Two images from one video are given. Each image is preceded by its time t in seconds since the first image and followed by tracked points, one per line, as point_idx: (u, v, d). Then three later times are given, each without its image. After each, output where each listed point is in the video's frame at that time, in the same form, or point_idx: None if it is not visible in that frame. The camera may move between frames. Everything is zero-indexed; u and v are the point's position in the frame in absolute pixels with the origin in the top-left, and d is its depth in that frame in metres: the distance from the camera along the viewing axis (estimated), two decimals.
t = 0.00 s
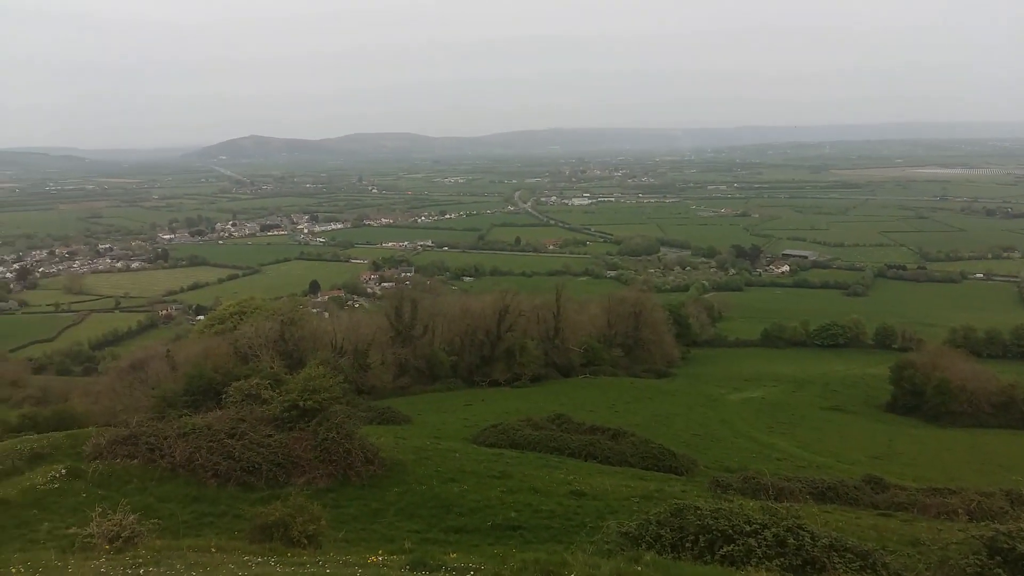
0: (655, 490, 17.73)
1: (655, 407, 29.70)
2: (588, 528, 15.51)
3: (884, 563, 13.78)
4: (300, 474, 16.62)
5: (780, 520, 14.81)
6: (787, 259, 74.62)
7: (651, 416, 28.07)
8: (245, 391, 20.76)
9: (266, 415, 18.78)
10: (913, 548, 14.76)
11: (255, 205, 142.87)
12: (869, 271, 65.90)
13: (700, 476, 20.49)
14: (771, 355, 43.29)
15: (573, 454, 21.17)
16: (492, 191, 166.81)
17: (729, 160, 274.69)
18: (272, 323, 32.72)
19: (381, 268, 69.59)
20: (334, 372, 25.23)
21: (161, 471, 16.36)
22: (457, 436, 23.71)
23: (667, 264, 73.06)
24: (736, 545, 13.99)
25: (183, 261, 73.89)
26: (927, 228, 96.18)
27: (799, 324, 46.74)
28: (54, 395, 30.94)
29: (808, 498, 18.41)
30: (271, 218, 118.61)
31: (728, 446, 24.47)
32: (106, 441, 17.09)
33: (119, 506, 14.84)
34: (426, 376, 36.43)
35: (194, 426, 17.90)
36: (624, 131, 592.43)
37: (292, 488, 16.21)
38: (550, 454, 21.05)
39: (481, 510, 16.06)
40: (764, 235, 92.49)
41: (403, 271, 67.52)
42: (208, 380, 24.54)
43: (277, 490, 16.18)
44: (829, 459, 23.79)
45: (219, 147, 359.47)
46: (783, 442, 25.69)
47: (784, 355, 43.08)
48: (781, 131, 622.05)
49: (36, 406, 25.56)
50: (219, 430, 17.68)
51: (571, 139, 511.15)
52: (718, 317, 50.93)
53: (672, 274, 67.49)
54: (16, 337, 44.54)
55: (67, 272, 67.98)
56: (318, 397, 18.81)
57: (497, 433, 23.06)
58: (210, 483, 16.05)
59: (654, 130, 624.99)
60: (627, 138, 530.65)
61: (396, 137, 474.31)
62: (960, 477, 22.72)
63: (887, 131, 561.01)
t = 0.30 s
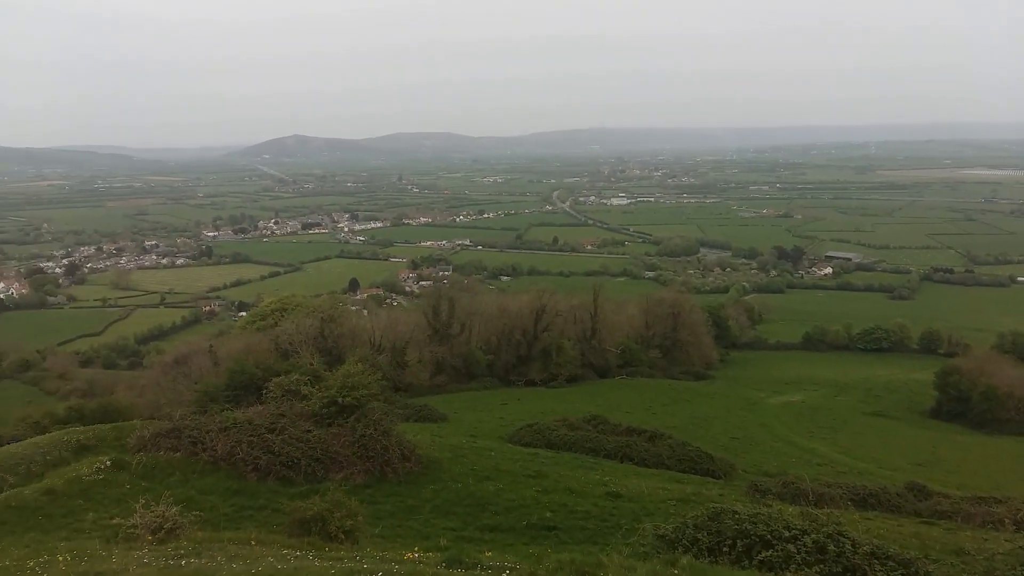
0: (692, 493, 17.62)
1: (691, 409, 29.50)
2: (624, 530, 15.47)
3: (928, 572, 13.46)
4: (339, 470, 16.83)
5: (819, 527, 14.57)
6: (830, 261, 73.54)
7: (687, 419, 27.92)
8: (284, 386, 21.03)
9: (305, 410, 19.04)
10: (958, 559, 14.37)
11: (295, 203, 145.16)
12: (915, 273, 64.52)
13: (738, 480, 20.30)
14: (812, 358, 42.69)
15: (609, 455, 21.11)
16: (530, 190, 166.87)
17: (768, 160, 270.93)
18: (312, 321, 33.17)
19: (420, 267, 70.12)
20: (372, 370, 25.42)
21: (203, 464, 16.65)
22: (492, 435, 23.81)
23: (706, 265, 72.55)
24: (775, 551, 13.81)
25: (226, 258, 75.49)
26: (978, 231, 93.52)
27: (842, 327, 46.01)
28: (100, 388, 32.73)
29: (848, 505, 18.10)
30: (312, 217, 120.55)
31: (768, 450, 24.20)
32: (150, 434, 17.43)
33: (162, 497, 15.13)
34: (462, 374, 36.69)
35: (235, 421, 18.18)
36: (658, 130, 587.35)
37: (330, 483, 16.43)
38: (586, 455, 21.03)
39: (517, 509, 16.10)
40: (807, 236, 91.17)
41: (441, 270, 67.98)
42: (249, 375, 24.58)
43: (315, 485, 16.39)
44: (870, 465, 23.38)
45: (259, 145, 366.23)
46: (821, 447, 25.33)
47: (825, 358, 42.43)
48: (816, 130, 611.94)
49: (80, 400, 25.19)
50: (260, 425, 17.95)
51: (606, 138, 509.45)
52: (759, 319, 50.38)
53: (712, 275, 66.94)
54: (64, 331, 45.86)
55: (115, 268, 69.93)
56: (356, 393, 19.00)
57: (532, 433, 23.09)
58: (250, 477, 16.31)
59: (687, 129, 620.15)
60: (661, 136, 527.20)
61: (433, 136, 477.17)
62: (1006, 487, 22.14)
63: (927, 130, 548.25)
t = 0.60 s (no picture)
0: (725, 495, 17.49)
1: (723, 410, 29.30)
2: (655, 530, 15.41)
3: None
4: (371, 463, 17.00)
5: (855, 531, 14.30)
6: (869, 262, 72.44)
7: (720, 420, 27.73)
8: (319, 379, 21.28)
9: (339, 404, 19.26)
10: (1000, 569, 13.98)
11: (331, 199, 147.18)
12: (957, 276, 63.17)
13: (772, 483, 20.09)
14: (848, 360, 42.12)
15: (641, 455, 21.04)
16: (565, 188, 166.68)
17: (805, 159, 266.85)
18: (346, 316, 33.03)
19: (453, 263, 70.43)
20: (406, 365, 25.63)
21: (238, 454, 16.89)
22: (523, 432, 23.88)
23: (742, 265, 72.00)
24: (809, 555, 13.57)
25: (263, 253, 76.78)
26: None
27: (881, 330, 45.31)
28: (138, 378, 34.62)
29: (885, 510, 17.77)
30: (348, 213, 122.07)
31: (802, 453, 23.94)
32: (187, 424, 17.72)
33: (199, 487, 15.40)
34: (495, 371, 36.85)
35: (271, 413, 18.43)
36: (687, 129, 581.58)
37: (362, 476, 16.59)
38: (618, 454, 21.00)
39: (547, 507, 16.12)
40: (846, 236, 89.78)
41: (474, 267, 68.30)
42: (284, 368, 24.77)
43: (349, 478, 16.56)
44: (907, 470, 22.97)
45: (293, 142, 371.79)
46: (856, 450, 24.98)
47: (862, 361, 41.82)
48: (848, 130, 602.33)
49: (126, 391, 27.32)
50: (295, 417, 18.18)
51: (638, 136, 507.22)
52: (795, 320, 49.87)
53: (748, 275, 66.37)
54: (106, 323, 47.09)
55: (156, 262, 71.56)
56: (390, 388, 19.18)
57: (563, 431, 23.11)
58: (285, 469, 16.53)
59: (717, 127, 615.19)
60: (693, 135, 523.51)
61: (466, 134, 479.06)
62: None
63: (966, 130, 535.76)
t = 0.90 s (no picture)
0: (763, 499, 17.32)
1: (759, 412, 29.02)
2: (691, 533, 15.34)
3: None
4: (407, 459, 17.15)
5: (895, 539, 13.99)
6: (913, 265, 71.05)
7: (758, 423, 27.48)
8: (356, 375, 21.52)
9: (376, 399, 19.44)
10: None
11: (369, 197, 149.16)
12: (1006, 280, 61.43)
13: (810, 487, 19.82)
14: (890, 365, 41.33)
15: (677, 457, 20.92)
16: (601, 187, 165.89)
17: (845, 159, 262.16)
18: (383, 312, 33.58)
19: (489, 262, 70.70)
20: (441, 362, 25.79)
21: (277, 447, 17.13)
22: (557, 431, 23.88)
23: (781, 266, 71.35)
24: (848, 560, 13.30)
25: (302, 250, 77.88)
26: None
27: (926, 333, 44.29)
28: (179, 372, 35.26)
29: (927, 519, 17.41)
30: (385, 211, 123.49)
31: (841, 458, 23.59)
32: (227, 417, 18.00)
33: (238, 479, 15.66)
34: (529, 370, 36.99)
35: (308, 407, 18.66)
36: (719, 129, 576.32)
37: (398, 472, 16.74)
38: (653, 456, 20.88)
39: (582, 506, 16.13)
40: (889, 238, 87.97)
41: (510, 265, 68.49)
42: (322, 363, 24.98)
43: (384, 473, 16.72)
44: (949, 477, 22.51)
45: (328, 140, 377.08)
46: (897, 456, 24.51)
47: (904, 366, 41.00)
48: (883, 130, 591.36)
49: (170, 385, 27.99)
50: (332, 412, 18.40)
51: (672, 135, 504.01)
52: (835, 323, 49.17)
53: (787, 276, 65.70)
54: (149, 316, 48.23)
55: (198, 257, 73.03)
56: (425, 385, 19.30)
57: (597, 431, 23.09)
58: (322, 463, 16.74)
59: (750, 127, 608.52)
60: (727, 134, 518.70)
61: (501, 132, 481.85)
62: None
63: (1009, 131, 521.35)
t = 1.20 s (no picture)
0: (812, 504, 17.04)
1: (805, 416, 28.60)
2: (737, 537, 15.17)
3: None
4: (450, 458, 17.29)
5: (949, 546, 13.50)
6: (968, 266, 69.09)
7: (806, 426, 27.06)
8: (401, 374, 21.75)
9: (420, 398, 19.68)
10: None
11: (414, 197, 151.04)
12: None
13: (859, 492, 19.41)
14: (944, 369, 40.17)
15: (722, 460, 20.70)
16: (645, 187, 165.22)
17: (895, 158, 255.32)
18: (428, 312, 33.99)
19: (532, 262, 70.81)
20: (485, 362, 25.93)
21: (324, 444, 17.39)
22: (600, 432, 23.84)
23: (830, 267, 70.32)
24: (900, 567, 12.87)
25: (348, 250, 79.10)
26: None
27: (982, 336, 42.84)
28: (229, 369, 36.13)
29: (982, 527, 16.86)
30: (429, 211, 124.79)
31: (892, 463, 23.11)
32: (275, 414, 18.30)
33: (286, 475, 15.92)
34: (571, 370, 37.07)
35: (354, 405, 18.92)
36: (755, 128, 568.27)
37: (442, 470, 16.89)
38: (698, 458, 20.69)
39: (626, 508, 16.07)
40: (944, 239, 85.45)
41: (553, 266, 68.55)
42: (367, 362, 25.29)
43: (429, 472, 16.88)
44: (1005, 485, 21.82)
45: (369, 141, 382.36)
46: (951, 462, 23.86)
47: (959, 370, 39.81)
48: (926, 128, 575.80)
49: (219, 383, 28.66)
50: (377, 410, 18.62)
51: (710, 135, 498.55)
52: (887, 325, 48.13)
53: (836, 277, 64.72)
54: (201, 314, 49.52)
55: (248, 256, 74.73)
56: (469, 384, 19.39)
57: (641, 432, 22.99)
58: (367, 460, 16.95)
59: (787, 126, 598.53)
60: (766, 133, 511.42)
61: (543, 132, 483.44)
62: None
63: None
